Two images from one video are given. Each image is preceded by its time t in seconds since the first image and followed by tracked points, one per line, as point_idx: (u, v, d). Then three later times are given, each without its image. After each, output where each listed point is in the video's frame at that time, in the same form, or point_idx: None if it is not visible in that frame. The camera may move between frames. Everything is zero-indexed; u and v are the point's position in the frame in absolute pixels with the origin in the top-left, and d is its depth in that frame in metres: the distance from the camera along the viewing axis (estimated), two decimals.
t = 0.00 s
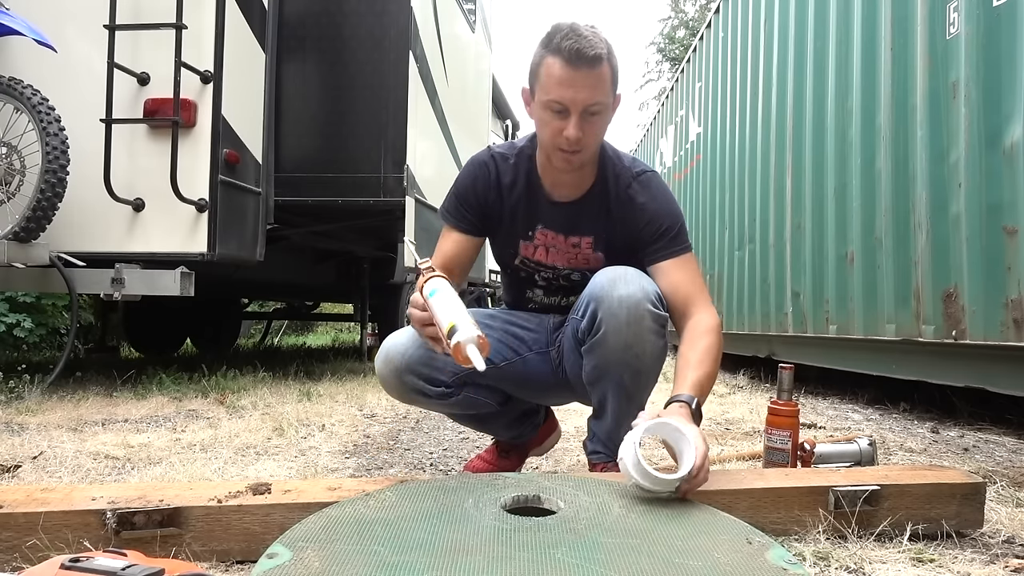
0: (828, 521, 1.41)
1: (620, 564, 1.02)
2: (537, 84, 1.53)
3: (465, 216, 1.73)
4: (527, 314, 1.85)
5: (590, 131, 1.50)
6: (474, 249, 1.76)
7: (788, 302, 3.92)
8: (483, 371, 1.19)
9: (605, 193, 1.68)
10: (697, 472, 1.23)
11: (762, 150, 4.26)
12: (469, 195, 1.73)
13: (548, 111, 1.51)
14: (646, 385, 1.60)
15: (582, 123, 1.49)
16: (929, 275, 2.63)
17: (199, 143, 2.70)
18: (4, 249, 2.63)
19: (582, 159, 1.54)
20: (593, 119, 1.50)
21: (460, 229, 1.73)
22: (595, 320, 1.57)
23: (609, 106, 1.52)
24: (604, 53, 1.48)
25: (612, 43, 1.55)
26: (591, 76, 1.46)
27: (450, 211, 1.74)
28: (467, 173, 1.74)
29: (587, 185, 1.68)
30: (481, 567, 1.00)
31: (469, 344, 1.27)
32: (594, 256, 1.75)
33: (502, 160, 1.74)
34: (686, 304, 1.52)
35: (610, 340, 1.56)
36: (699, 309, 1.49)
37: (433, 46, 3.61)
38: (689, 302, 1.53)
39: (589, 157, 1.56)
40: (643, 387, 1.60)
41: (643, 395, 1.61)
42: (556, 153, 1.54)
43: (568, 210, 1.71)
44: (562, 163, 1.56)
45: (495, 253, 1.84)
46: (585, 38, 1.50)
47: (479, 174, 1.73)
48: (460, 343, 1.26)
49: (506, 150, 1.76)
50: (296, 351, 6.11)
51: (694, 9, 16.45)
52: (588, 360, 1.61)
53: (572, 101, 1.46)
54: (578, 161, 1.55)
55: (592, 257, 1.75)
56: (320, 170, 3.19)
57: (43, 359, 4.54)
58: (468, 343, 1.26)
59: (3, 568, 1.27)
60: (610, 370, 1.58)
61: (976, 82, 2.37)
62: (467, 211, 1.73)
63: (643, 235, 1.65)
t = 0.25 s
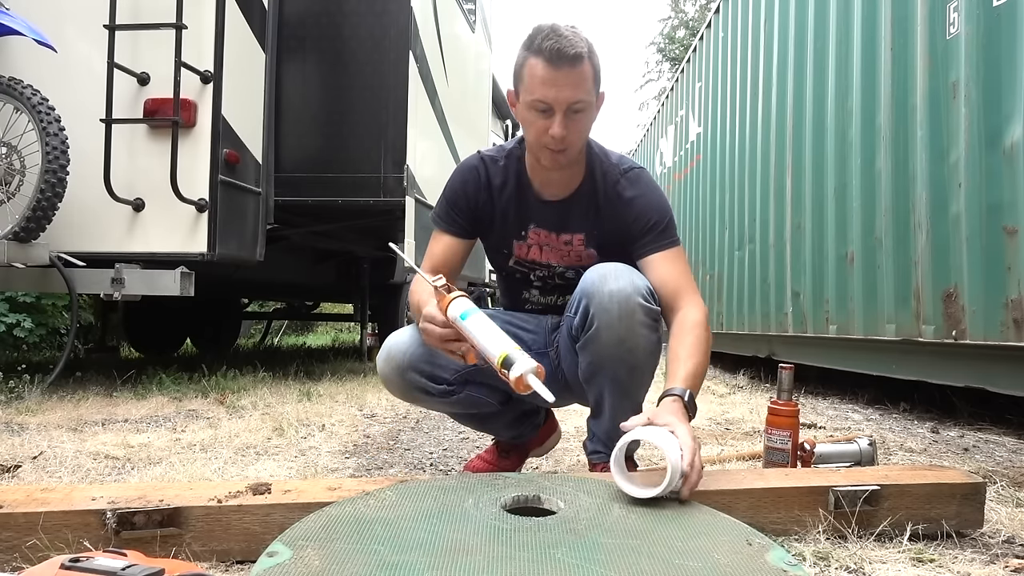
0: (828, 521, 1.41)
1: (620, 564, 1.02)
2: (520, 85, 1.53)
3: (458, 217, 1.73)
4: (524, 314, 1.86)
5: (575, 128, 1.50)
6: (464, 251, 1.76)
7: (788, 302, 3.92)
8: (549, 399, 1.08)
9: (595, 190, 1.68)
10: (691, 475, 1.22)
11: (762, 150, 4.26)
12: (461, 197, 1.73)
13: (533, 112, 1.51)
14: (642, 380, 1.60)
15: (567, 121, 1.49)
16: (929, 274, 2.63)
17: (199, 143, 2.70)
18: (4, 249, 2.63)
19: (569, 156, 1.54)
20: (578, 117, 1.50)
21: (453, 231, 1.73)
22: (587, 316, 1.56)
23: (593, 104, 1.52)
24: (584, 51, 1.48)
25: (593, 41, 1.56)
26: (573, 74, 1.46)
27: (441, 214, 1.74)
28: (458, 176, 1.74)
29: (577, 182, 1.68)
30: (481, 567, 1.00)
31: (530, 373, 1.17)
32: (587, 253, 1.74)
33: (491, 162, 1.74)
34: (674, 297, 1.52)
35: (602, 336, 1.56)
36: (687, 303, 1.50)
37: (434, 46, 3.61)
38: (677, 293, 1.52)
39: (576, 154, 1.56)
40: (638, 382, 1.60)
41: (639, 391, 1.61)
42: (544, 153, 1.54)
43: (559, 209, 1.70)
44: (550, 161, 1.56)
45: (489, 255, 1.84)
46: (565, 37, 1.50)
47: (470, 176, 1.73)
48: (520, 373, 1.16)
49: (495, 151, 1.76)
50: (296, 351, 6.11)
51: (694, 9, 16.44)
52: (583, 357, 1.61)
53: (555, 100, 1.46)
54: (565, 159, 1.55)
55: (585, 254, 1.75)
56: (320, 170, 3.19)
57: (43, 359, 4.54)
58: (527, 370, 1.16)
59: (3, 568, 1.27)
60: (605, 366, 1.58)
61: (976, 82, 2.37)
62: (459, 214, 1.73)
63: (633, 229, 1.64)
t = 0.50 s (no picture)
0: (828, 521, 1.41)
1: (620, 564, 1.02)
2: (517, 86, 1.53)
3: (456, 218, 1.73)
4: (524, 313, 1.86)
5: (572, 128, 1.50)
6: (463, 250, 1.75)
7: (788, 302, 3.92)
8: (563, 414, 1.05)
9: (592, 189, 1.68)
10: (683, 477, 1.23)
11: (762, 150, 4.26)
12: (459, 198, 1.73)
13: (529, 112, 1.51)
14: (641, 376, 1.60)
15: (563, 121, 1.49)
16: (929, 274, 2.63)
17: (199, 143, 2.70)
18: (4, 249, 2.63)
19: (566, 156, 1.54)
20: (575, 116, 1.50)
21: (451, 232, 1.73)
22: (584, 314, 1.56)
23: (589, 104, 1.52)
24: (580, 51, 1.48)
25: (589, 42, 1.56)
26: (569, 74, 1.46)
27: (439, 215, 1.74)
28: (455, 177, 1.74)
29: (574, 182, 1.68)
30: (481, 567, 1.00)
31: (546, 388, 1.14)
32: (584, 252, 1.74)
33: (489, 163, 1.74)
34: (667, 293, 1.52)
35: (599, 333, 1.56)
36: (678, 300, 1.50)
37: (433, 46, 3.61)
38: (670, 289, 1.52)
39: (573, 154, 1.57)
40: (636, 380, 1.60)
41: (637, 388, 1.61)
42: (540, 153, 1.54)
43: (556, 209, 1.71)
44: (547, 161, 1.56)
45: (488, 256, 1.84)
46: (561, 38, 1.50)
47: (467, 176, 1.73)
48: (538, 388, 1.13)
49: (493, 152, 1.76)
50: (296, 351, 6.11)
51: (694, 9, 16.44)
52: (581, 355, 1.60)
53: (552, 100, 1.46)
54: (562, 158, 1.55)
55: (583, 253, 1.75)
56: (320, 170, 3.19)
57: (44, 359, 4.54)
58: (542, 387, 1.14)
59: (3, 568, 1.27)
60: (603, 364, 1.58)
61: (976, 82, 2.37)
62: (458, 214, 1.73)
63: (629, 227, 1.64)
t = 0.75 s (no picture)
0: (828, 521, 1.41)
1: (620, 564, 1.01)
2: (520, 89, 1.53)
3: (458, 220, 1.74)
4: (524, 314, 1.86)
5: (575, 131, 1.50)
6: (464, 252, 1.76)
7: (788, 302, 3.92)
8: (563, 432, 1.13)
9: (594, 192, 1.69)
10: (687, 473, 1.23)
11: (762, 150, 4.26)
12: (461, 200, 1.73)
13: (532, 115, 1.51)
14: (641, 375, 1.60)
15: (567, 124, 1.49)
16: (929, 274, 2.63)
17: (199, 143, 2.70)
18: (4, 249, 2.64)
19: (569, 159, 1.55)
20: (578, 119, 1.50)
21: (452, 233, 1.73)
22: (584, 314, 1.56)
23: (593, 107, 1.52)
24: (584, 55, 1.49)
25: (592, 45, 1.57)
26: (573, 77, 1.46)
27: (440, 216, 1.74)
28: (457, 178, 1.74)
29: (576, 185, 1.68)
30: (481, 567, 1.00)
31: (542, 403, 1.20)
32: (586, 255, 1.75)
33: (491, 164, 1.74)
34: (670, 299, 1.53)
35: (599, 332, 1.55)
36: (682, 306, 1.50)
37: (433, 45, 3.61)
38: (674, 294, 1.53)
39: (576, 157, 1.57)
40: (636, 380, 1.60)
41: (638, 387, 1.61)
42: (543, 155, 1.54)
43: (558, 212, 1.71)
44: (549, 164, 1.56)
45: (489, 257, 1.84)
46: (564, 41, 1.51)
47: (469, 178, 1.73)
48: (534, 404, 1.19)
49: (495, 153, 1.76)
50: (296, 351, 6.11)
51: (694, 9, 16.43)
52: (581, 355, 1.60)
53: (555, 103, 1.47)
54: (564, 161, 1.55)
55: (584, 256, 1.75)
56: (320, 170, 3.19)
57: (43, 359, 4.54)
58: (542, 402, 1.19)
59: (3, 568, 1.27)
60: (603, 364, 1.58)
61: (976, 83, 2.37)
62: (459, 215, 1.73)
63: (632, 230, 1.64)
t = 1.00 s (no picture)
0: (828, 521, 1.41)
1: (620, 564, 1.01)
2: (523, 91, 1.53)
3: (458, 221, 1.73)
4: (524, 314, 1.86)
5: (578, 133, 1.50)
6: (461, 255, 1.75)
7: (788, 302, 3.92)
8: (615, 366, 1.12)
9: (596, 194, 1.68)
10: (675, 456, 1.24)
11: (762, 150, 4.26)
12: (461, 201, 1.73)
13: (535, 117, 1.51)
14: (640, 375, 1.59)
15: (570, 127, 1.49)
16: (929, 274, 2.63)
17: (199, 143, 2.70)
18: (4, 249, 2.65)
19: (571, 162, 1.55)
20: (581, 122, 1.50)
21: (453, 234, 1.73)
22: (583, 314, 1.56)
23: (596, 110, 1.52)
24: (587, 58, 1.49)
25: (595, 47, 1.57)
26: (577, 80, 1.46)
27: (440, 217, 1.74)
28: (458, 180, 1.73)
29: (578, 187, 1.68)
30: (481, 567, 1.00)
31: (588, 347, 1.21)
32: (586, 257, 1.76)
33: (492, 166, 1.73)
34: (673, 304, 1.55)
35: (597, 332, 1.55)
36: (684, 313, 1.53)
37: (433, 45, 3.61)
38: (675, 300, 1.56)
39: (578, 159, 1.56)
40: (636, 380, 1.60)
41: (638, 388, 1.61)
42: (546, 158, 1.54)
43: (559, 214, 1.71)
44: (552, 167, 1.56)
45: (490, 257, 1.84)
46: (568, 43, 1.51)
47: (470, 179, 1.73)
48: (582, 348, 1.20)
49: (496, 154, 1.76)
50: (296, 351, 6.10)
51: (694, 9, 16.43)
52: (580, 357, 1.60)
53: (559, 106, 1.47)
54: (567, 164, 1.55)
55: (584, 258, 1.76)
56: (320, 170, 3.19)
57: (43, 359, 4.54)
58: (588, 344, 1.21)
59: (3, 568, 1.27)
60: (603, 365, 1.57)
61: (976, 83, 2.37)
62: (460, 217, 1.73)
63: (635, 234, 1.65)
